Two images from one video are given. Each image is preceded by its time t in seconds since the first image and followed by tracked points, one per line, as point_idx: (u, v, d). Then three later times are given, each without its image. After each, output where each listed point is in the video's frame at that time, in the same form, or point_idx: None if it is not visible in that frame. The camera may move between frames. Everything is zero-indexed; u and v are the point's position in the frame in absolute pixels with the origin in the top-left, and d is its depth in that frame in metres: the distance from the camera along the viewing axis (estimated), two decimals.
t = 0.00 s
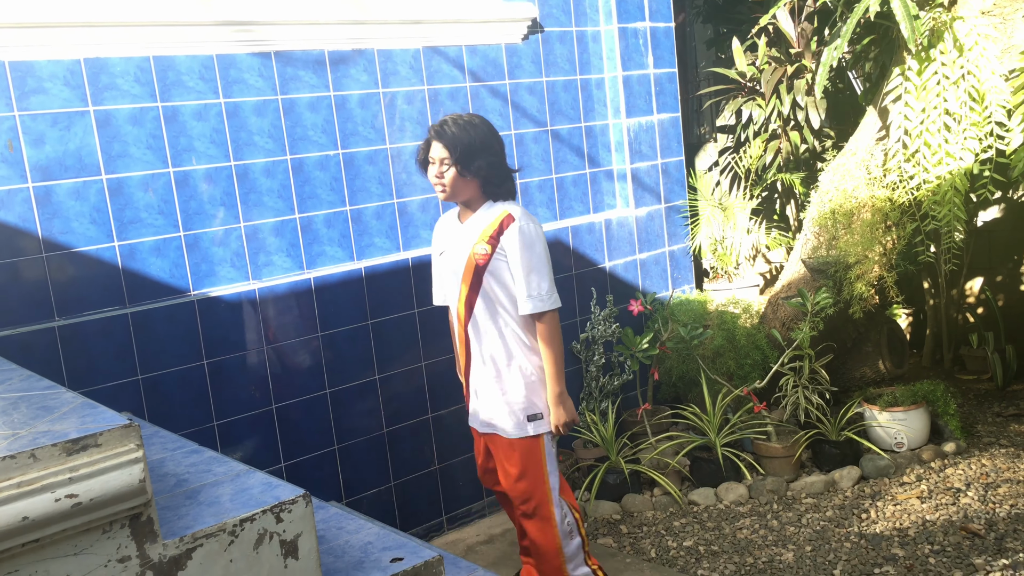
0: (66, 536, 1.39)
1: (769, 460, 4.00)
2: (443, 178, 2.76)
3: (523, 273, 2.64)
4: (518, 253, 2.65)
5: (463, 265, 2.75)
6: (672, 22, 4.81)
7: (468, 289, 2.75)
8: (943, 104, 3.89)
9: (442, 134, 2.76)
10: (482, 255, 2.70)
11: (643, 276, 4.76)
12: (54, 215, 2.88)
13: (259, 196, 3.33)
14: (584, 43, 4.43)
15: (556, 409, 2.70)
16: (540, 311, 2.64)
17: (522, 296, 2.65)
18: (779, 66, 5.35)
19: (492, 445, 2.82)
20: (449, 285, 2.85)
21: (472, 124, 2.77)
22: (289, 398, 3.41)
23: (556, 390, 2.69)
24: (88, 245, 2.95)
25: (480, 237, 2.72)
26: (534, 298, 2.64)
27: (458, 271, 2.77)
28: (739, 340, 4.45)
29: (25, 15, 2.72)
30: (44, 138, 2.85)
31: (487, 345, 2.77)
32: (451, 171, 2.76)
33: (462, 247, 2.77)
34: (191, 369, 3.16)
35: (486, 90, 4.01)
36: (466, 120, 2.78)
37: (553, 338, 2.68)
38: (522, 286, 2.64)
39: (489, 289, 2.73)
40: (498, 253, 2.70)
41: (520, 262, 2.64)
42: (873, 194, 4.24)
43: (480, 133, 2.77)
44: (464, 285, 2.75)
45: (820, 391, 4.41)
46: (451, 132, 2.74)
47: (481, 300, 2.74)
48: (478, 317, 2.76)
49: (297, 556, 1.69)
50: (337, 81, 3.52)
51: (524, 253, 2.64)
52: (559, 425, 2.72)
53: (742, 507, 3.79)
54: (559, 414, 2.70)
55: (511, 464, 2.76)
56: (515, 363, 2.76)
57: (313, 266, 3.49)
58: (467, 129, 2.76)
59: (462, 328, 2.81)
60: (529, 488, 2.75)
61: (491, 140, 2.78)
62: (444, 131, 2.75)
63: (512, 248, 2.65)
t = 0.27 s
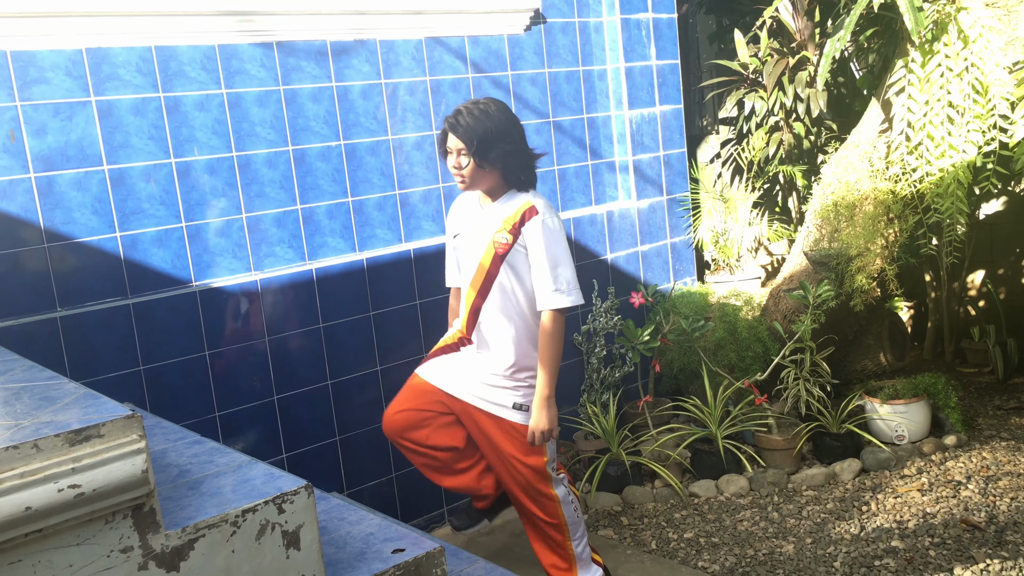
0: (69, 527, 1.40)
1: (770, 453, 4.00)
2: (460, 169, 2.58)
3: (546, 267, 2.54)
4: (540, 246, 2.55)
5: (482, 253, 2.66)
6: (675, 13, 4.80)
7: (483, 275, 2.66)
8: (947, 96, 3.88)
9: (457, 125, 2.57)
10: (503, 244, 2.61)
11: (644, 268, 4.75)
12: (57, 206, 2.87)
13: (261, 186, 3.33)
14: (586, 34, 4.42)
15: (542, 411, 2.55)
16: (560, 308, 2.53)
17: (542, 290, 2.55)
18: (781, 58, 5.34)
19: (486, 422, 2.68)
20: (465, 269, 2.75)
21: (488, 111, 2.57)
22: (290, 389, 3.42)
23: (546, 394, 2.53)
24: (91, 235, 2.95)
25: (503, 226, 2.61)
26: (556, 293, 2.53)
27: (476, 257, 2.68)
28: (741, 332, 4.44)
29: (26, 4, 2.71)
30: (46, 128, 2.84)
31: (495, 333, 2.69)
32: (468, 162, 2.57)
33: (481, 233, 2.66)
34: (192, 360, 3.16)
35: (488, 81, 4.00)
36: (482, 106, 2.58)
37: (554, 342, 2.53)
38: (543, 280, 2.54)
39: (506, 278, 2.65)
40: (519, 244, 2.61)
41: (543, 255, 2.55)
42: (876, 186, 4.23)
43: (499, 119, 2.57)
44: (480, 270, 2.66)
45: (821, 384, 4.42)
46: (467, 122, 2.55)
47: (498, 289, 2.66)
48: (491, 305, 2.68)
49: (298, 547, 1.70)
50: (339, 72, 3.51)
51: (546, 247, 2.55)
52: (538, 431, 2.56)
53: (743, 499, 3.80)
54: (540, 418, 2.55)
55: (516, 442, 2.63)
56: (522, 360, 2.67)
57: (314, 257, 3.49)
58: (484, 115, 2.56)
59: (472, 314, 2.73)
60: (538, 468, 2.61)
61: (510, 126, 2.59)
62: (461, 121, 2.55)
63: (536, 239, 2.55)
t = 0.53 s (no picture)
0: (70, 525, 1.40)
1: (771, 451, 4.01)
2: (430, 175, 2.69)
3: (517, 269, 2.54)
4: (509, 249, 2.57)
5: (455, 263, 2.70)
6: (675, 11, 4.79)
7: (458, 285, 2.70)
8: (947, 94, 3.87)
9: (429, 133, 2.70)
10: (474, 253, 2.65)
11: (644, 266, 4.75)
12: (57, 204, 2.87)
13: (261, 185, 3.33)
14: (586, 32, 4.42)
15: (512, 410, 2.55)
16: (534, 309, 2.52)
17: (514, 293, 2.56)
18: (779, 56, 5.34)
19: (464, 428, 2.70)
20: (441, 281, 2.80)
21: (461, 122, 2.70)
22: (291, 388, 3.42)
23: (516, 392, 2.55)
24: (91, 234, 2.95)
25: (473, 235, 2.65)
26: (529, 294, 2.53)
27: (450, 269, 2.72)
28: (741, 330, 4.46)
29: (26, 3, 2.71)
30: (46, 127, 2.84)
31: (473, 340, 2.73)
32: (438, 168, 2.68)
33: (453, 245, 2.71)
34: (193, 358, 3.16)
35: (487, 79, 3.99)
36: (454, 117, 2.70)
37: (532, 345, 2.53)
38: (514, 283, 2.55)
39: (481, 286, 2.69)
40: (490, 251, 2.64)
41: (511, 257, 2.56)
42: (876, 184, 4.23)
43: (471, 131, 2.70)
44: (454, 280, 2.70)
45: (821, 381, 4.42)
46: (439, 130, 2.67)
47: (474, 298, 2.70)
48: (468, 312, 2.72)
49: (300, 545, 1.70)
50: (339, 70, 3.51)
51: (513, 250, 2.56)
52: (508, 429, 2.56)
53: (743, 496, 3.80)
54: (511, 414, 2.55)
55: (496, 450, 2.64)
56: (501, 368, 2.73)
57: (315, 255, 3.49)
58: (456, 126, 2.69)
59: (451, 323, 2.77)
60: (520, 479, 2.61)
61: (481, 138, 2.71)
62: (433, 130, 2.68)
63: (504, 244, 2.57)
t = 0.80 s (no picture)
0: (76, 523, 1.40)
1: (775, 449, 4.01)
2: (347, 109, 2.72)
3: (445, 190, 2.57)
4: (431, 171, 2.62)
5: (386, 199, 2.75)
6: (678, 9, 4.79)
7: (393, 220, 2.75)
8: (951, 92, 3.86)
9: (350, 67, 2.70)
10: (399, 185, 2.69)
11: (648, 265, 4.75)
12: (62, 203, 2.88)
13: (265, 184, 3.33)
14: (589, 30, 4.41)
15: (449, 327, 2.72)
16: (468, 228, 2.55)
17: (445, 214, 2.58)
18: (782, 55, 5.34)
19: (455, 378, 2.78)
20: (379, 218, 2.86)
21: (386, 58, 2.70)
22: (295, 386, 3.42)
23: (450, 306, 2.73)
24: (96, 233, 2.95)
25: (396, 168, 2.69)
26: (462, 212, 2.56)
27: (384, 206, 2.78)
28: (744, 328, 4.44)
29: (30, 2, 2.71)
30: (51, 126, 2.84)
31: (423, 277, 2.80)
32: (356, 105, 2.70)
33: (381, 181, 2.76)
34: (197, 357, 3.16)
35: (491, 78, 3.99)
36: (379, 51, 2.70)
37: (463, 259, 2.55)
38: (445, 205, 2.57)
39: (415, 218, 2.73)
40: (415, 180, 2.67)
41: (438, 180, 2.59)
42: (880, 182, 4.23)
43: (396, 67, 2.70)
44: (390, 216, 2.76)
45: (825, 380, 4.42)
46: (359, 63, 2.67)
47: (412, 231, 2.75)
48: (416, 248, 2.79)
49: (305, 544, 1.70)
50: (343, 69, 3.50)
51: (436, 173, 2.60)
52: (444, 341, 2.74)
53: (748, 495, 3.80)
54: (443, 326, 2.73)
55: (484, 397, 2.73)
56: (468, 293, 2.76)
57: (319, 254, 3.50)
58: (375, 61, 2.68)
59: (403, 263, 2.85)
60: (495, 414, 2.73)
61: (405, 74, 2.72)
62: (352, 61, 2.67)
63: (428, 168, 2.61)
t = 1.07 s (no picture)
0: (78, 524, 1.40)
1: (776, 449, 4.00)
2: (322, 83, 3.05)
3: (421, 172, 2.77)
4: (410, 147, 2.81)
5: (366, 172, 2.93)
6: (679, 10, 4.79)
7: (374, 192, 2.93)
8: (952, 92, 3.86)
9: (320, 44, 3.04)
10: (380, 159, 2.89)
11: (649, 265, 4.75)
12: (63, 204, 2.88)
13: (266, 185, 3.34)
14: (590, 30, 4.41)
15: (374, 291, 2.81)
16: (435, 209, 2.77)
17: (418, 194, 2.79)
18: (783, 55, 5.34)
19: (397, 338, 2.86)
20: (354, 190, 3.02)
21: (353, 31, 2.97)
22: (296, 387, 3.42)
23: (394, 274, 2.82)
24: (97, 234, 2.95)
25: (376, 143, 2.89)
26: (432, 193, 2.77)
27: (363, 178, 2.95)
28: (746, 329, 4.44)
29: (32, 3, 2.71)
30: (52, 127, 2.85)
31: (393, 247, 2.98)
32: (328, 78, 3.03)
33: (360, 153, 2.94)
34: (199, 358, 3.16)
35: (492, 78, 3.99)
36: (341, 21, 2.97)
37: (419, 234, 2.76)
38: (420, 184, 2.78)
39: (393, 192, 2.91)
40: (394, 155, 2.87)
41: (414, 159, 2.79)
42: (881, 182, 4.23)
43: (359, 36, 2.97)
44: (369, 188, 2.93)
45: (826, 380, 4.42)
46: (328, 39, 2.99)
47: (388, 203, 2.93)
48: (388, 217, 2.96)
49: (306, 544, 1.70)
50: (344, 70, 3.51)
51: (414, 149, 2.80)
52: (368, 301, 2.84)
53: (749, 495, 3.80)
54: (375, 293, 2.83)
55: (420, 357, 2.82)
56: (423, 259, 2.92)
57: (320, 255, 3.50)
58: (342, 32, 2.98)
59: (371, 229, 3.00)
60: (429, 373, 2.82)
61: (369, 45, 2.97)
62: (318, 34, 2.96)
63: (406, 146, 2.81)
